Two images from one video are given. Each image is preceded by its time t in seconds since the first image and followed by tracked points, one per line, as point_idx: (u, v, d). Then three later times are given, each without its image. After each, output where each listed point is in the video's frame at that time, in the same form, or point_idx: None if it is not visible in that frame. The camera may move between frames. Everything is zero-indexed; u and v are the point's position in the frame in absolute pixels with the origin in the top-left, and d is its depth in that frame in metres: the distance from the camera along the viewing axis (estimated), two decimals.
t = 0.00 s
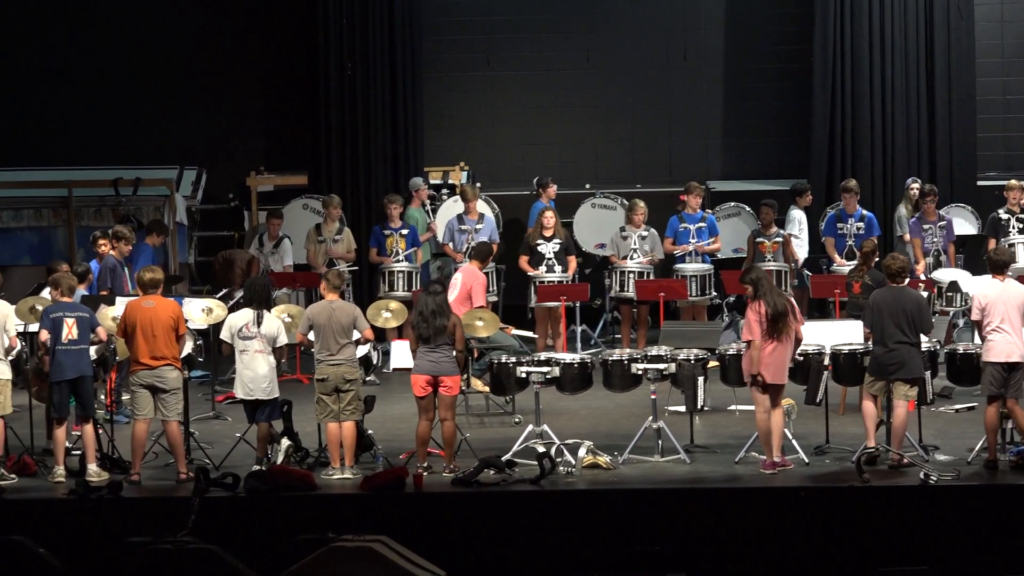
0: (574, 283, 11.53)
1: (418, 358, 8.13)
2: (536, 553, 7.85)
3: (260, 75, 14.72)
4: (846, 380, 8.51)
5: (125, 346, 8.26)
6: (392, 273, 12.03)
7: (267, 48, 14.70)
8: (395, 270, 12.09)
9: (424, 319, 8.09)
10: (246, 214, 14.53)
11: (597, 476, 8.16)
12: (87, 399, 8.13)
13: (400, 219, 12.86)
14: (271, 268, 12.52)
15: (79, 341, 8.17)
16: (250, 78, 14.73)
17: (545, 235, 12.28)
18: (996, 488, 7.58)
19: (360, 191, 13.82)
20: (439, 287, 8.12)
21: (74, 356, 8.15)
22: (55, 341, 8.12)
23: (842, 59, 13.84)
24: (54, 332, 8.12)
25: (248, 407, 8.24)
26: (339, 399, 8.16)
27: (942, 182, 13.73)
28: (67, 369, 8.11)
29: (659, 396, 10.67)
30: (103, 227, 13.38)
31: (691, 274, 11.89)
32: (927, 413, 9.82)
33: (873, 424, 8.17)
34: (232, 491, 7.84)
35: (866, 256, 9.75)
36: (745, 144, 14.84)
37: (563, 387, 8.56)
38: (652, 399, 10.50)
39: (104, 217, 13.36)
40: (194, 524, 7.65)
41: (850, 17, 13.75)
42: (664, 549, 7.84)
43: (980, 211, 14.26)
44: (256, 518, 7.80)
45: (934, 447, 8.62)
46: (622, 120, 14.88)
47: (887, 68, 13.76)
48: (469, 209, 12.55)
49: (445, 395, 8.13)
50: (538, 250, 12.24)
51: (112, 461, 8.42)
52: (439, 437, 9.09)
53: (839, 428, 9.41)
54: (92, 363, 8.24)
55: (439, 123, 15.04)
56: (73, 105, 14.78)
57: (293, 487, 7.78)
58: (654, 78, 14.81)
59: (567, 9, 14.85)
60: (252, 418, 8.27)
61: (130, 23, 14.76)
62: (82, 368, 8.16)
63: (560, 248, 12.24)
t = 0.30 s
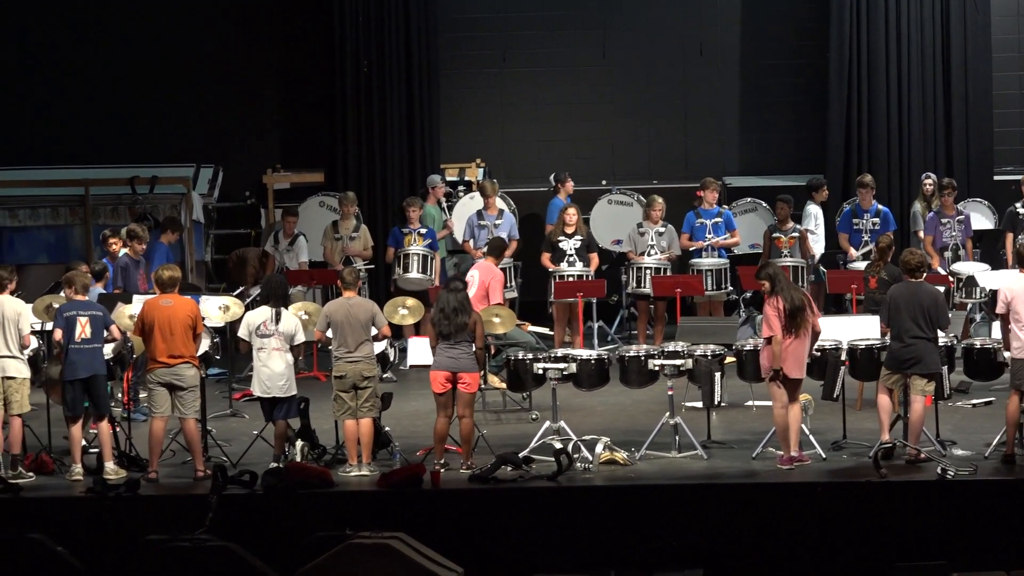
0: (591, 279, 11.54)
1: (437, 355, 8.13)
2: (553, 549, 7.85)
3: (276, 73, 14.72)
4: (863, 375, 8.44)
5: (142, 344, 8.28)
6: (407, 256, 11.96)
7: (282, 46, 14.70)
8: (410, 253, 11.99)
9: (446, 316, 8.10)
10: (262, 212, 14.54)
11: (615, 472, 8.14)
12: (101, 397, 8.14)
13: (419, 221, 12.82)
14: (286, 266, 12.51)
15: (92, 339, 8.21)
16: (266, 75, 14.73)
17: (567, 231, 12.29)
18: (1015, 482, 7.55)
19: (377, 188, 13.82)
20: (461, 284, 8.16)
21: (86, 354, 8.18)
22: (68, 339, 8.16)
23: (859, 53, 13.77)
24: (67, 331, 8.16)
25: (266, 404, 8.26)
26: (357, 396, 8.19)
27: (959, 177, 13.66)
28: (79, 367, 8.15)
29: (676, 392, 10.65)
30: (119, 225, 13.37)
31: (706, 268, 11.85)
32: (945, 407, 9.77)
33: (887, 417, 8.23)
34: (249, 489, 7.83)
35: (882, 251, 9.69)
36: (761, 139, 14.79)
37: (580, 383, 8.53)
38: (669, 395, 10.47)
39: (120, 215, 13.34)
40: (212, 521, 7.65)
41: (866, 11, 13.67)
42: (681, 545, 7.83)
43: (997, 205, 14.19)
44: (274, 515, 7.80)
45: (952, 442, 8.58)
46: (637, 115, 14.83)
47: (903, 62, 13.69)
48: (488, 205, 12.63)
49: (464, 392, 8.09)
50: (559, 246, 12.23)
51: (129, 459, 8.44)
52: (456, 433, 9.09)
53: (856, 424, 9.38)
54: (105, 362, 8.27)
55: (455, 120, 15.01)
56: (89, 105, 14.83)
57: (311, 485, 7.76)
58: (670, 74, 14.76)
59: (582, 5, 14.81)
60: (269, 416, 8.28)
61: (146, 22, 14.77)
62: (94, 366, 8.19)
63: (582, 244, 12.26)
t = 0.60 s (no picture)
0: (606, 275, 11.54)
1: (453, 350, 8.14)
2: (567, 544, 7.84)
3: (291, 69, 14.73)
4: (878, 371, 8.44)
5: (158, 339, 8.30)
6: (421, 247, 11.99)
7: (297, 42, 14.71)
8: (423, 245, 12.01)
9: (462, 312, 8.10)
10: (278, 207, 14.55)
11: (629, 468, 8.13)
12: (108, 396, 8.21)
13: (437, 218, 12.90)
14: (301, 261, 12.55)
15: (99, 335, 8.22)
16: (281, 72, 14.74)
17: (584, 227, 12.26)
18: None
19: (391, 184, 13.81)
20: (478, 279, 8.16)
21: (93, 351, 8.21)
22: (76, 336, 8.19)
23: (874, 49, 13.71)
24: (74, 328, 8.19)
25: (280, 399, 8.26)
26: (372, 392, 8.19)
27: (974, 173, 13.60)
28: (83, 364, 8.17)
29: (691, 387, 10.62)
30: (135, 220, 13.43)
31: (722, 264, 11.87)
32: (959, 403, 9.73)
33: (902, 415, 8.12)
34: (264, 484, 7.82)
35: (897, 247, 9.66)
36: (776, 135, 14.75)
37: (595, 379, 8.54)
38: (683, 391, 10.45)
39: (136, 209, 13.42)
40: (227, 516, 7.66)
41: (882, 7, 13.61)
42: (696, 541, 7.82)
43: (1013, 201, 14.12)
44: (288, 510, 7.81)
45: (966, 438, 8.54)
46: (652, 111, 14.79)
47: (918, 57, 13.63)
48: (506, 200, 12.63)
49: (480, 388, 8.09)
50: (576, 242, 12.21)
51: (144, 454, 8.45)
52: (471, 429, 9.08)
53: (871, 420, 9.34)
54: (111, 358, 8.29)
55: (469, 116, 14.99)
56: (105, 101, 14.85)
57: (325, 480, 7.76)
58: (685, 70, 14.72)
59: None
60: (284, 411, 8.29)
61: (161, 17, 14.78)
62: (100, 363, 8.22)
63: (599, 240, 12.20)
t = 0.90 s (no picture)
0: (621, 269, 11.50)
1: (467, 345, 8.14)
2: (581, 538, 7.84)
3: (303, 64, 14.73)
4: (892, 365, 8.42)
5: (171, 334, 8.31)
6: (432, 249, 11.88)
7: (309, 37, 14.71)
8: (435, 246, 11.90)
9: (475, 307, 8.09)
10: (291, 202, 14.55)
11: (643, 462, 8.11)
12: (115, 392, 8.26)
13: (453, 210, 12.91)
14: (313, 256, 12.58)
15: (105, 331, 8.23)
16: (294, 67, 14.74)
17: (597, 223, 12.23)
18: None
19: (404, 179, 13.79)
20: (490, 275, 8.11)
21: (100, 346, 8.22)
22: (84, 332, 8.23)
23: (887, 43, 13.65)
24: (82, 324, 8.22)
25: (294, 394, 8.28)
26: (385, 386, 8.20)
27: (988, 166, 13.54)
28: (90, 360, 8.21)
29: (705, 381, 10.60)
30: (148, 215, 13.49)
31: (735, 258, 11.82)
32: (973, 398, 9.67)
33: (916, 410, 8.09)
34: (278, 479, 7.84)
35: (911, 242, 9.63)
36: (790, 129, 14.69)
37: (608, 373, 8.51)
38: (697, 385, 10.42)
39: (149, 205, 13.47)
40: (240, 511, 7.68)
41: None
42: (709, 535, 7.81)
43: None
44: (302, 505, 7.82)
45: (980, 432, 8.49)
46: (664, 105, 14.75)
47: (931, 50, 13.56)
48: (522, 196, 12.62)
49: (494, 382, 8.09)
50: (591, 238, 12.20)
51: (158, 449, 8.48)
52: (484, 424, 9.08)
53: (884, 414, 9.30)
54: (119, 354, 8.29)
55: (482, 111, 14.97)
56: (119, 97, 14.87)
57: (339, 475, 7.79)
58: (698, 64, 14.67)
59: None
60: (298, 406, 8.31)
61: (174, 14, 14.79)
62: (106, 359, 8.23)
63: (613, 235, 12.20)
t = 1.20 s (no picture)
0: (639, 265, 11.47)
1: (485, 341, 8.13)
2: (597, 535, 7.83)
3: (322, 61, 14.74)
4: (911, 362, 8.37)
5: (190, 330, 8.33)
6: (450, 258, 11.87)
7: (328, 34, 14.71)
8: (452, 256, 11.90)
9: (493, 304, 8.08)
10: (310, 198, 14.57)
11: (662, 459, 8.09)
12: (134, 386, 8.25)
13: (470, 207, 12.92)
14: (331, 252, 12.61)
15: (124, 326, 8.25)
16: (313, 64, 14.76)
17: (617, 219, 12.20)
18: None
19: (423, 175, 13.79)
20: (508, 272, 8.12)
21: (119, 341, 8.26)
22: (104, 327, 8.27)
23: (907, 39, 13.58)
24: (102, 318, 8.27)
25: (314, 390, 8.29)
26: (404, 382, 8.20)
27: (1008, 163, 13.47)
28: (110, 355, 8.25)
29: (724, 378, 10.58)
30: (168, 210, 13.51)
31: (755, 255, 11.81)
32: (991, 395, 9.61)
33: (936, 407, 8.11)
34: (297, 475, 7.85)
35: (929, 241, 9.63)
36: (810, 125, 14.63)
37: (627, 370, 8.52)
38: (715, 382, 10.40)
39: (169, 200, 13.48)
40: (259, 507, 7.69)
41: None
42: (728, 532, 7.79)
43: None
44: (321, 501, 7.83)
45: (1000, 429, 8.45)
46: (684, 102, 14.70)
47: (952, 47, 13.48)
48: (539, 193, 12.62)
49: (512, 378, 8.08)
50: (611, 235, 12.17)
51: (177, 445, 8.51)
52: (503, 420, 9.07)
53: (903, 410, 9.26)
54: (137, 349, 8.30)
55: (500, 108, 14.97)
56: (139, 94, 14.90)
57: (358, 470, 7.80)
58: (717, 60, 14.62)
59: None
60: (317, 402, 8.32)
61: (193, 10, 14.81)
62: (125, 354, 8.25)
63: (633, 231, 12.19)
